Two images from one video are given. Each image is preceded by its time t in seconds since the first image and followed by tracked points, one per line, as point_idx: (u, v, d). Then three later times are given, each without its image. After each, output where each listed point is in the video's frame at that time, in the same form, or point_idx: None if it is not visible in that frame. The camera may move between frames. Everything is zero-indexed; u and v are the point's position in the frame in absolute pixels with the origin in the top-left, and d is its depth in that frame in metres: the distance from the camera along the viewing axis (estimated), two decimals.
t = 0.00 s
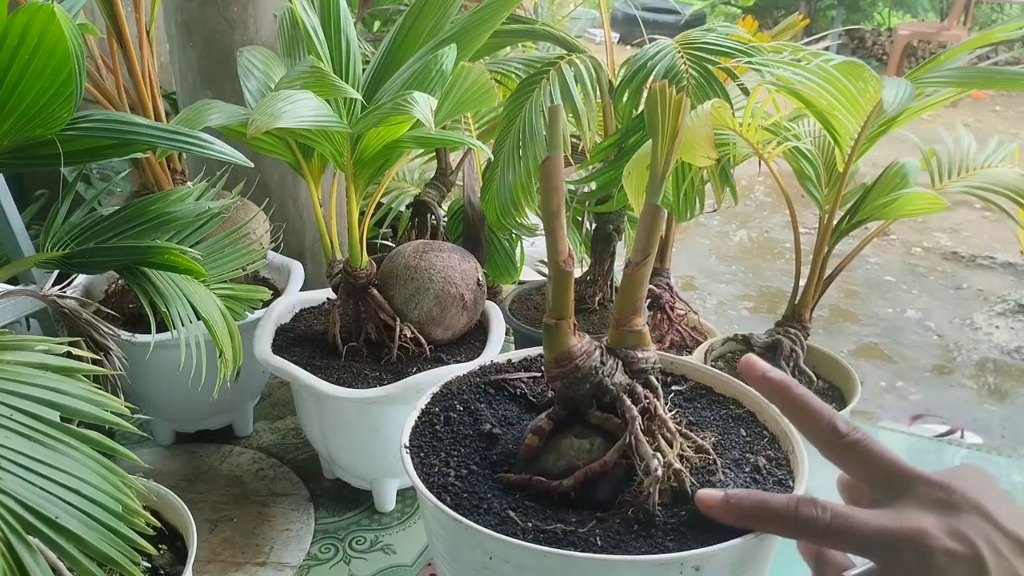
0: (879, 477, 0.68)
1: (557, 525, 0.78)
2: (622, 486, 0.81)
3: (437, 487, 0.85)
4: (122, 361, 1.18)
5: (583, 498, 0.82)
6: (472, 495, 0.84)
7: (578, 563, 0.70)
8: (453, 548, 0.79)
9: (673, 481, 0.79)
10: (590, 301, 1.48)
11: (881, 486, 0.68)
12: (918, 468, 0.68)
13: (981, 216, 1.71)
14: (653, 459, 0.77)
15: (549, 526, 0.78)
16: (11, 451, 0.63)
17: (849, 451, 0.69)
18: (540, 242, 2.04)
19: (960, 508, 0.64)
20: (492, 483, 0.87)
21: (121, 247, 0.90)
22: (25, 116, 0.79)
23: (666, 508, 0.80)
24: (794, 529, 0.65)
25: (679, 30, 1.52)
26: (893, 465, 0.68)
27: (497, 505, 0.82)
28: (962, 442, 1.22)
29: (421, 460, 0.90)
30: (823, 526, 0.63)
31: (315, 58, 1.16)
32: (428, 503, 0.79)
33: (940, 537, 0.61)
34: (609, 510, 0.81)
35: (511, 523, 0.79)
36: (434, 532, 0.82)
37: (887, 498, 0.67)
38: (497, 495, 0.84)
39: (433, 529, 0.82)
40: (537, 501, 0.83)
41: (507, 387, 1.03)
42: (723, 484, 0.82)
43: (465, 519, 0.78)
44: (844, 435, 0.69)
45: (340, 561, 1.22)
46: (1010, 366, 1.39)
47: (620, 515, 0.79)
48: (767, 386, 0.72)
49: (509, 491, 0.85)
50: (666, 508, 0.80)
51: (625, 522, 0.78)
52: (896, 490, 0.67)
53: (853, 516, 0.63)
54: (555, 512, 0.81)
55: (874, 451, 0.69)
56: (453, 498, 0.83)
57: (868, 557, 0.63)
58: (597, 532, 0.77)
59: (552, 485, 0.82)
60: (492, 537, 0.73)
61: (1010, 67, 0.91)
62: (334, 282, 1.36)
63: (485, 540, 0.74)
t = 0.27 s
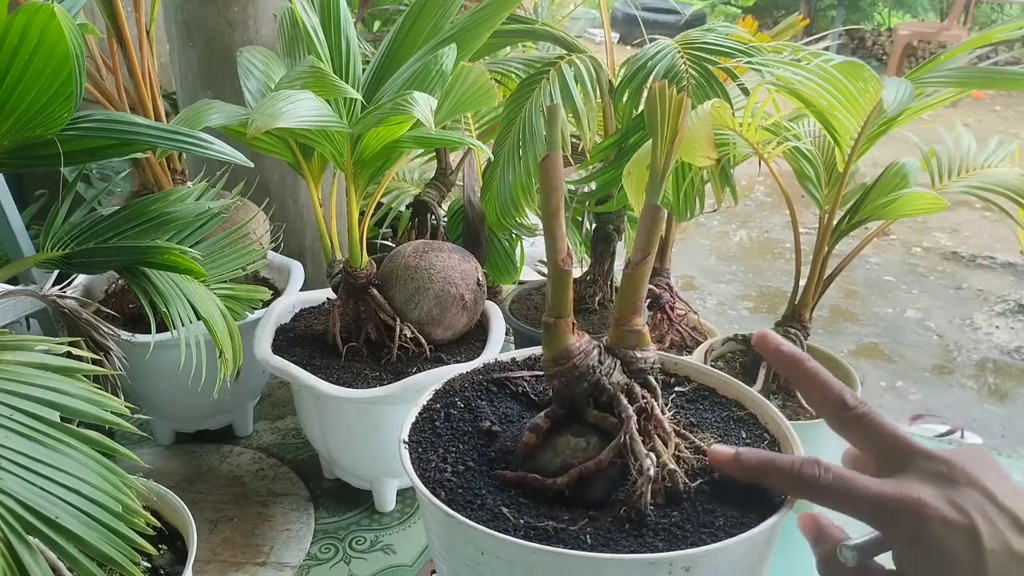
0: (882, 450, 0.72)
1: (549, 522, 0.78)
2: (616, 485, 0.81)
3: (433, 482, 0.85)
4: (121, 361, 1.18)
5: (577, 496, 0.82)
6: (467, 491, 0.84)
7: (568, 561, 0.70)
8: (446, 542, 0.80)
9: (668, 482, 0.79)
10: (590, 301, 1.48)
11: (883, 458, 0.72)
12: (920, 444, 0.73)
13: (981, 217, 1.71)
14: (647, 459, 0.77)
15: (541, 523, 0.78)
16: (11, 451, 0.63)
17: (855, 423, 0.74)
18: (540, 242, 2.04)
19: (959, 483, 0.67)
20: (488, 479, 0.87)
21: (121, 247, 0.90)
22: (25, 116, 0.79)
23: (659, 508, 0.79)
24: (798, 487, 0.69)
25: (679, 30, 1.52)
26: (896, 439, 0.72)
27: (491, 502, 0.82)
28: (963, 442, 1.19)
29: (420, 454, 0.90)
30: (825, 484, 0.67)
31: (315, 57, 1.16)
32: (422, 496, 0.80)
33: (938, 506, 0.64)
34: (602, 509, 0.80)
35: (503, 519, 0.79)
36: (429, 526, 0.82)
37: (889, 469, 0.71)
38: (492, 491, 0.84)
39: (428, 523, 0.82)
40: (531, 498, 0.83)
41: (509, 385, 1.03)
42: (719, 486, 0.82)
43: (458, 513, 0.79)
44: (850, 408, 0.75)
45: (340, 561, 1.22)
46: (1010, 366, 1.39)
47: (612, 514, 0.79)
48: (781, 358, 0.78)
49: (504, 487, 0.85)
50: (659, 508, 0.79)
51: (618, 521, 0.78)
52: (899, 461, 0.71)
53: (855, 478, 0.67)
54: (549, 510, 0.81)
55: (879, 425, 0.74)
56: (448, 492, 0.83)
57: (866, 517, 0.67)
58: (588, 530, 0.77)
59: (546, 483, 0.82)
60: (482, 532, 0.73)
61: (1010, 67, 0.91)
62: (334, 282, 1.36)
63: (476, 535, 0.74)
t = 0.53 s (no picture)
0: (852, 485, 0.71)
1: (547, 523, 0.79)
2: (615, 486, 0.81)
3: (432, 482, 0.86)
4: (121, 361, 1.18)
5: (576, 497, 0.82)
6: (466, 491, 0.84)
7: (565, 562, 0.70)
8: (445, 542, 0.80)
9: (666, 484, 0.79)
10: (590, 301, 1.48)
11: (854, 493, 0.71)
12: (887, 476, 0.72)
13: (980, 217, 1.70)
14: (645, 462, 0.77)
15: (539, 524, 0.78)
16: (11, 451, 0.63)
17: (821, 458, 0.72)
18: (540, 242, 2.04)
19: (933, 518, 0.70)
20: (488, 479, 0.87)
21: (121, 247, 0.90)
22: (25, 116, 0.79)
23: (657, 510, 0.79)
24: (767, 532, 0.67)
25: (679, 30, 1.52)
26: (864, 473, 0.71)
27: (490, 502, 0.82)
28: (962, 441, 1.24)
29: (420, 454, 0.91)
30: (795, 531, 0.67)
31: (315, 57, 1.16)
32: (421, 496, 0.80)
33: (910, 547, 0.67)
34: (600, 510, 0.80)
35: (501, 519, 0.79)
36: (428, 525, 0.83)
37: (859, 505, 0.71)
38: (491, 491, 0.85)
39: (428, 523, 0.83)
40: (530, 498, 0.83)
41: (512, 384, 1.02)
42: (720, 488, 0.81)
43: (457, 513, 0.79)
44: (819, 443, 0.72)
45: (340, 561, 1.22)
46: (1010, 366, 1.39)
47: (610, 516, 0.79)
48: (743, 391, 0.75)
49: (504, 487, 0.85)
50: (657, 509, 0.79)
51: (616, 522, 0.78)
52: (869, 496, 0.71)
53: (826, 523, 0.67)
54: (547, 510, 0.81)
55: (846, 459, 0.72)
56: (447, 492, 0.84)
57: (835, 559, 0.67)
58: (585, 531, 0.77)
59: (545, 483, 0.82)
60: (480, 533, 0.74)
61: (1010, 68, 0.91)
62: (334, 282, 1.36)
63: (473, 536, 0.74)
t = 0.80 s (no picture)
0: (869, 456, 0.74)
1: (537, 519, 0.79)
2: (610, 486, 0.81)
3: (429, 474, 0.86)
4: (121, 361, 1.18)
5: (570, 495, 0.82)
6: (461, 485, 0.85)
7: (552, 560, 0.70)
8: (439, 533, 0.81)
9: (660, 485, 0.79)
10: (590, 301, 1.48)
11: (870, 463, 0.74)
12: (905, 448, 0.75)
13: (981, 217, 1.72)
14: (638, 462, 0.77)
15: (529, 520, 0.79)
16: (10, 451, 0.63)
17: (839, 429, 0.76)
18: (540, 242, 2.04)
19: (943, 486, 0.69)
20: (485, 474, 0.87)
21: (121, 247, 0.90)
22: (26, 116, 0.79)
23: (649, 510, 0.79)
24: (788, 495, 0.71)
25: (679, 30, 1.52)
26: (881, 443, 0.75)
27: (483, 497, 0.82)
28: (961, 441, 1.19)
29: (420, 447, 0.91)
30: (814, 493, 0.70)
31: (315, 58, 1.16)
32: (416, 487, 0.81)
33: (924, 513, 0.67)
34: (593, 509, 0.80)
35: (493, 514, 0.80)
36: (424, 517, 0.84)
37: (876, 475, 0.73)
38: (486, 485, 0.85)
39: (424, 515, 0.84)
40: (524, 495, 0.83)
41: (517, 382, 1.02)
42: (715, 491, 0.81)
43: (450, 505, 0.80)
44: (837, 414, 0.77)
45: (340, 561, 1.22)
46: (1010, 366, 1.39)
47: (602, 515, 0.79)
48: (767, 364, 0.79)
49: (500, 483, 0.85)
50: (649, 510, 0.79)
51: (607, 521, 0.78)
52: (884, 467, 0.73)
53: (842, 487, 0.69)
54: (540, 507, 0.81)
55: (864, 431, 0.76)
56: (443, 485, 0.84)
57: (854, 523, 0.69)
58: (575, 529, 0.77)
59: (540, 480, 0.82)
60: (470, 528, 0.74)
61: (1010, 67, 0.91)
62: (334, 282, 1.36)
63: (465, 529, 0.75)
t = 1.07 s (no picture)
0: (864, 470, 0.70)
1: (534, 519, 0.79)
2: (607, 486, 0.81)
3: (427, 472, 0.86)
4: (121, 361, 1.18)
5: (568, 495, 0.82)
6: (459, 483, 0.85)
7: (547, 559, 0.70)
8: (437, 531, 0.81)
9: (658, 486, 0.79)
10: (590, 301, 1.48)
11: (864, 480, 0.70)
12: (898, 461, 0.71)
13: (981, 217, 1.71)
14: (635, 463, 0.77)
15: (525, 520, 0.79)
16: (11, 451, 0.63)
17: (831, 446, 0.71)
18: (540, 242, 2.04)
19: (946, 500, 0.67)
20: (484, 472, 0.87)
21: (122, 247, 0.90)
22: (26, 116, 0.79)
23: (645, 512, 0.79)
24: (789, 521, 0.65)
25: (679, 30, 1.52)
26: (876, 459, 0.70)
27: (481, 496, 0.83)
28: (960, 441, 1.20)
29: (420, 444, 0.91)
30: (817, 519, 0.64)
31: (315, 57, 1.16)
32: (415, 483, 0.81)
33: (929, 528, 0.64)
34: (590, 510, 0.80)
35: (489, 513, 0.80)
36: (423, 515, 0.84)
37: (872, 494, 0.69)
38: (485, 484, 0.85)
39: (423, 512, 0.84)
40: (522, 494, 0.84)
41: (520, 381, 1.02)
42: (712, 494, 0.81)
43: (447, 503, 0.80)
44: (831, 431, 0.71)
45: (340, 561, 1.22)
46: (1010, 366, 1.39)
47: (598, 516, 0.79)
48: (752, 384, 0.73)
49: (498, 482, 0.85)
50: (646, 510, 0.79)
51: (603, 522, 0.78)
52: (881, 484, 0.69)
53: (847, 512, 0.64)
54: (537, 507, 0.81)
55: (858, 446, 0.71)
56: (441, 483, 0.85)
57: (858, 547, 0.64)
58: (571, 529, 0.77)
59: (538, 479, 0.82)
60: (466, 526, 0.74)
61: (1010, 68, 0.91)
62: (334, 282, 1.36)
63: (461, 527, 0.75)
